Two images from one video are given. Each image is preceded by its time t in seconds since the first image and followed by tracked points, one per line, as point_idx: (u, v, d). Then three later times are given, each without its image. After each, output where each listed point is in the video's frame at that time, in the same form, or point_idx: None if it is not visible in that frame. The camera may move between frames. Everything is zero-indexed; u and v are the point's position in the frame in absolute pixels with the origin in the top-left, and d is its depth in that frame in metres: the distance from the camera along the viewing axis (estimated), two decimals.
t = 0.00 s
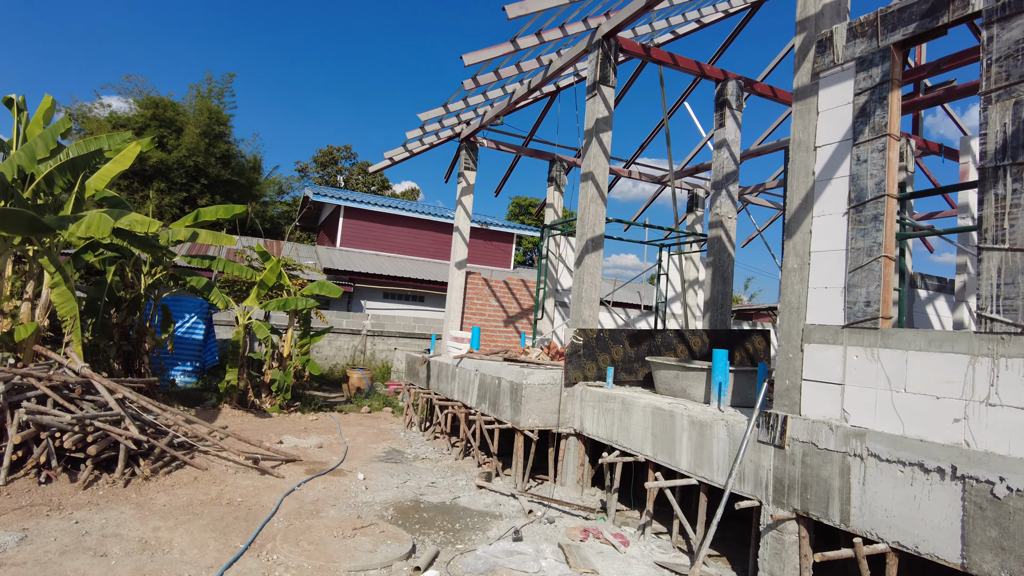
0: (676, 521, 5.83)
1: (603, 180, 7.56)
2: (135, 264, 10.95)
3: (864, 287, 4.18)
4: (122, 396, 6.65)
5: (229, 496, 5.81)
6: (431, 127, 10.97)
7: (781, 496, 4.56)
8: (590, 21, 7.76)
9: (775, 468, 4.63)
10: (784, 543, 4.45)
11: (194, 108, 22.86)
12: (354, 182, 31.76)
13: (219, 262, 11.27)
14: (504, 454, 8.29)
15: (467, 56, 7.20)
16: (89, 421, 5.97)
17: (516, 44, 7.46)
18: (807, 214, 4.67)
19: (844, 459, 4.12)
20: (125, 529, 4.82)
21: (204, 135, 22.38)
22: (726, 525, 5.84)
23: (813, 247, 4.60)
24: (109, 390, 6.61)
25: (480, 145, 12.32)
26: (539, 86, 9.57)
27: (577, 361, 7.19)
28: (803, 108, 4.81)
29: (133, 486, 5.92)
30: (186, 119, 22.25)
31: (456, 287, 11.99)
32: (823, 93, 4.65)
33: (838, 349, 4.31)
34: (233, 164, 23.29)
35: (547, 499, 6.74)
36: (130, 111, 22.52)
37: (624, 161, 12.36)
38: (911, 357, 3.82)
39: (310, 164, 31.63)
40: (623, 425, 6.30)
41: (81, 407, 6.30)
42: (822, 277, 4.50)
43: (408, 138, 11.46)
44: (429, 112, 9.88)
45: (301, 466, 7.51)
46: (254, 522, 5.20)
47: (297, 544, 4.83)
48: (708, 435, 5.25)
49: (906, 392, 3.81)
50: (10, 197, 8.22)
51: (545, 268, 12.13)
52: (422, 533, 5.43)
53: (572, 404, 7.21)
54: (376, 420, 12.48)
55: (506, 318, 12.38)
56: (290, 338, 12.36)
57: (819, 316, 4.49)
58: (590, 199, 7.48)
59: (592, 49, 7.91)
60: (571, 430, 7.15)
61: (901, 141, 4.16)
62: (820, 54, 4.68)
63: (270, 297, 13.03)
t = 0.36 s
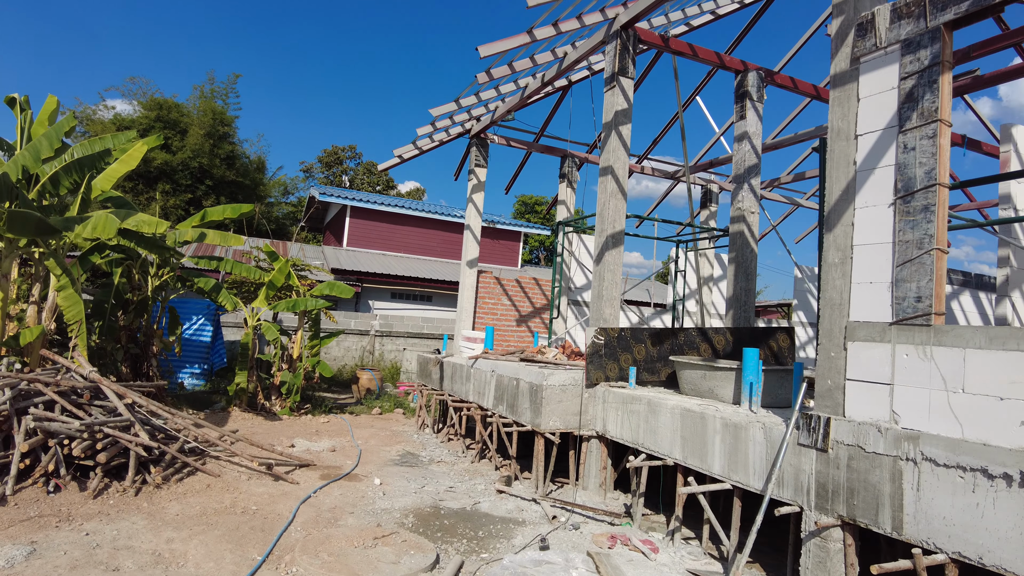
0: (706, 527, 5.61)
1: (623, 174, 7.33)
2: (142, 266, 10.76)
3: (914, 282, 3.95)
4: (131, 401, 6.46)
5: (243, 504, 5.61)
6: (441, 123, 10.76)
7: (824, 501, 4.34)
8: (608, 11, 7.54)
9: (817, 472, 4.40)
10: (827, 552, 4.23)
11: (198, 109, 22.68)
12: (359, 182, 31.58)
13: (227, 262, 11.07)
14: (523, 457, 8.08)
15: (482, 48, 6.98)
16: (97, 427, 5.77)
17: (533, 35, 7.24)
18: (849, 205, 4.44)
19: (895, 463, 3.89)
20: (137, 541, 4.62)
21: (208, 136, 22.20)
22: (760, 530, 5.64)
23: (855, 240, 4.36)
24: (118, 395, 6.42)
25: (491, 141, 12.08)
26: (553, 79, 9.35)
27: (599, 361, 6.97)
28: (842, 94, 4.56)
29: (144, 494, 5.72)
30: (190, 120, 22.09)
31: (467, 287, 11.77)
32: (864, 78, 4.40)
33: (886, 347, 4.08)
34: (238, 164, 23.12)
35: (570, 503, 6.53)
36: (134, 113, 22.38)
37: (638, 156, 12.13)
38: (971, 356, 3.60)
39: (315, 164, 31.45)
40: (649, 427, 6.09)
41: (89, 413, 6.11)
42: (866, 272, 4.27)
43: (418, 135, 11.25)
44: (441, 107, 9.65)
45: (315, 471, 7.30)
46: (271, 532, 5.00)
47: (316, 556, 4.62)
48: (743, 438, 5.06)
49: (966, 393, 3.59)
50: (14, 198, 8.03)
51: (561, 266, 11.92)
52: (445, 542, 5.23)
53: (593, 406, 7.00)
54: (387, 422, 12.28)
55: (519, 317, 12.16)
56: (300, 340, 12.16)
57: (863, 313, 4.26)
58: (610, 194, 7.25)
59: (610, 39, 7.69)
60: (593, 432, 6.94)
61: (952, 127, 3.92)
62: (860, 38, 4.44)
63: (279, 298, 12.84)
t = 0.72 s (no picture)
0: (729, 532, 5.42)
1: (639, 168, 7.13)
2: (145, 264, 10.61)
3: (959, 278, 3.75)
4: (135, 403, 6.28)
5: (252, 510, 5.44)
6: (449, 118, 10.56)
7: (857, 507, 4.15)
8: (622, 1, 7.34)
9: (852, 477, 4.20)
10: (863, 560, 4.04)
11: (200, 107, 22.49)
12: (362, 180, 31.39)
13: (231, 261, 10.89)
14: (536, 458, 7.90)
15: (495, 39, 6.78)
16: (101, 431, 5.60)
17: (546, 25, 7.04)
18: (885, 198, 4.24)
19: (938, 468, 3.70)
20: (143, 551, 4.44)
21: (210, 134, 22.02)
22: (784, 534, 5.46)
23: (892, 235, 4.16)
24: (121, 397, 6.25)
25: (499, 137, 11.86)
26: (564, 71, 9.14)
27: (615, 360, 6.78)
28: (878, 82, 4.36)
29: (149, 500, 5.54)
30: (192, 118, 21.90)
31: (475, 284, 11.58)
32: (902, 65, 4.20)
33: (928, 346, 3.88)
34: (240, 162, 22.93)
35: (587, 507, 6.35)
36: (135, 111, 22.21)
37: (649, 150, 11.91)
38: None
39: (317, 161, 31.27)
40: (670, 428, 5.92)
41: (92, 416, 5.94)
42: (905, 268, 4.07)
43: (425, 130, 11.04)
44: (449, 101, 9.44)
45: (323, 474, 7.13)
46: (281, 540, 4.83)
47: (330, 565, 4.45)
48: (771, 440, 4.88)
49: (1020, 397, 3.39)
50: (15, 194, 7.86)
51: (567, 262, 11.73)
52: (461, 549, 5.05)
53: (609, 407, 6.81)
54: (394, 421, 12.12)
55: (528, 315, 11.95)
56: (305, 339, 11.98)
57: (902, 310, 4.06)
58: (626, 189, 7.05)
59: (624, 30, 7.48)
60: (609, 433, 6.76)
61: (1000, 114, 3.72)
62: (898, 23, 4.24)
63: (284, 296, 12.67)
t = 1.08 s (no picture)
0: (754, 531, 5.20)
1: (653, 155, 6.88)
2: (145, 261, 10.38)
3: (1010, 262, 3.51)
4: (134, 403, 6.06)
5: (256, 512, 5.22)
6: (454, 108, 10.30)
7: (896, 505, 3.92)
8: None
9: (891, 473, 3.96)
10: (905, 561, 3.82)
11: (199, 103, 22.24)
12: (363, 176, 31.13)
13: (233, 256, 10.67)
14: (548, 455, 7.67)
15: (503, 21, 6.54)
16: (99, 431, 5.38)
17: (556, 7, 6.79)
18: (924, 179, 3.98)
19: (989, 464, 3.47)
20: (143, 557, 4.23)
21: (210, 130, 21.78)
22: (811, 532, 5.23)
23: (932, 218, 3.91)
24: (121, 396, 6.04)
25: (504, 127, 11.59)
26: (573, 57, 8.88)
27: (631, 354, 6.55)
28: (915, 56, 4.10)
29: (150, 502, 5.33)
30: (192, 115, 21.66)
31: (481, 278, 11.34)
32: (942, 38, 3.95)
33: (977, 335, 3.64)
34: (241, 158, 22.68)
35: (603, 505, 6.13)
36: (134, 108, 21.98)
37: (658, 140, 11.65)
38: None
39: (318, 158, 31.02)
40: (691, 424, 5.70)
41: (90, 415, 5.72)
42: (948, 252, 3.82)
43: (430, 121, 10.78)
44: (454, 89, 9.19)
45: (330, 474, 6.91)
46: (289, 545, 4.61)
47: (340, 571, 4.23)
48: (800, 435, 4.66)
49: None
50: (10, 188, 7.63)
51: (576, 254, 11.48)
52: (477, 552, 4.83)
53: (625, 402, 6.59)
54: (400, 419, 11.91)
55: (535, 310, 11.72)
56: (309, 335, 11.76)
57: (946, 297, 3.81)
58: (640, 176, 6.81)
59: (637, 12, 7.23)
60: (625, 429, 6.54)
61: None
62: None
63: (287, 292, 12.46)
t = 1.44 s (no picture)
0: (779, 536, 4.95)
1: (666, 144, 6.61)
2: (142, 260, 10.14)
3: None
4: (129, 408, 5.82)
5: (256, 523, 4.98)
6: (456, 99, 10.01)
7: (937, 513, 3.65)
8: None
9: (932, 478, 3.69)
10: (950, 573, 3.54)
11: (197, 102, 21.97)
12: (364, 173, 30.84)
13: (232, 255, 10.42)
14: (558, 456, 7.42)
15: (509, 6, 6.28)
16: (91, 439, 5.13)
17: None
18: (967, 161, 3.71)
19: None
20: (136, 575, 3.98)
21: (208, 128, 21.52)
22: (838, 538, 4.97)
23: (976, 203, 3.64)
24: (115, 401, 5.80)
25: (508, 119, 11.30)
26: (579, 45, 8.59)
27: (645, 352, 6.28)
28: (955, 30, 3.82)
29: (145, 513, 5.08)
30: (190, 113, 21.39)
31: (486, 274, 11.08)
32: (986, 9, 3.66)
33: None
34: (240, 156, 22.42)
35: (618, 510, 5.88)
36: (132, 107, 21.73)
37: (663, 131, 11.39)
38: None
39: (318, 155, 30.73)
40: (710, 424, 5.45)
41: (83, 422, 5.48)
42: (996, 240, 3.54)
43: (431, 113, 10.50)
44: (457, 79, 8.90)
45: (334, 478, 6.67)
46: (290, 558, 4.37)
47: None
48: (829, 437, 4.39)
49: None
50: None
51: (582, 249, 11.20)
52: (489, 563, 4.59)
53: (639, 402, 6.33)
54: (405, 418, 11.66)
55: (541, 306, 11.46)
56: (311, 334, 11.50)
57: (993, 289, 3.54)
58: (653, 165, 6.53)
59: None
60: (640, 430, 6.28)
61: None
62: None
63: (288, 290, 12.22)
